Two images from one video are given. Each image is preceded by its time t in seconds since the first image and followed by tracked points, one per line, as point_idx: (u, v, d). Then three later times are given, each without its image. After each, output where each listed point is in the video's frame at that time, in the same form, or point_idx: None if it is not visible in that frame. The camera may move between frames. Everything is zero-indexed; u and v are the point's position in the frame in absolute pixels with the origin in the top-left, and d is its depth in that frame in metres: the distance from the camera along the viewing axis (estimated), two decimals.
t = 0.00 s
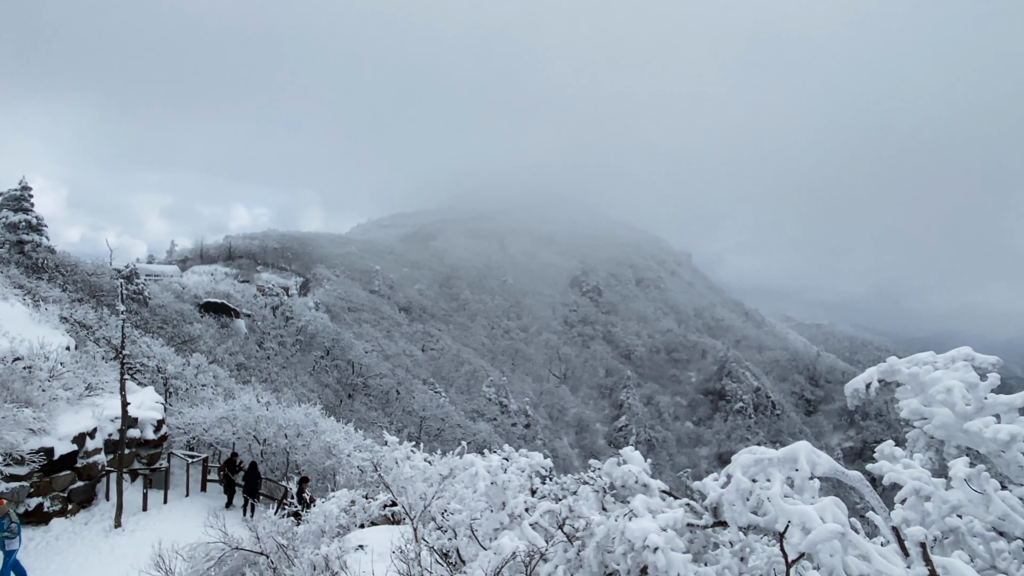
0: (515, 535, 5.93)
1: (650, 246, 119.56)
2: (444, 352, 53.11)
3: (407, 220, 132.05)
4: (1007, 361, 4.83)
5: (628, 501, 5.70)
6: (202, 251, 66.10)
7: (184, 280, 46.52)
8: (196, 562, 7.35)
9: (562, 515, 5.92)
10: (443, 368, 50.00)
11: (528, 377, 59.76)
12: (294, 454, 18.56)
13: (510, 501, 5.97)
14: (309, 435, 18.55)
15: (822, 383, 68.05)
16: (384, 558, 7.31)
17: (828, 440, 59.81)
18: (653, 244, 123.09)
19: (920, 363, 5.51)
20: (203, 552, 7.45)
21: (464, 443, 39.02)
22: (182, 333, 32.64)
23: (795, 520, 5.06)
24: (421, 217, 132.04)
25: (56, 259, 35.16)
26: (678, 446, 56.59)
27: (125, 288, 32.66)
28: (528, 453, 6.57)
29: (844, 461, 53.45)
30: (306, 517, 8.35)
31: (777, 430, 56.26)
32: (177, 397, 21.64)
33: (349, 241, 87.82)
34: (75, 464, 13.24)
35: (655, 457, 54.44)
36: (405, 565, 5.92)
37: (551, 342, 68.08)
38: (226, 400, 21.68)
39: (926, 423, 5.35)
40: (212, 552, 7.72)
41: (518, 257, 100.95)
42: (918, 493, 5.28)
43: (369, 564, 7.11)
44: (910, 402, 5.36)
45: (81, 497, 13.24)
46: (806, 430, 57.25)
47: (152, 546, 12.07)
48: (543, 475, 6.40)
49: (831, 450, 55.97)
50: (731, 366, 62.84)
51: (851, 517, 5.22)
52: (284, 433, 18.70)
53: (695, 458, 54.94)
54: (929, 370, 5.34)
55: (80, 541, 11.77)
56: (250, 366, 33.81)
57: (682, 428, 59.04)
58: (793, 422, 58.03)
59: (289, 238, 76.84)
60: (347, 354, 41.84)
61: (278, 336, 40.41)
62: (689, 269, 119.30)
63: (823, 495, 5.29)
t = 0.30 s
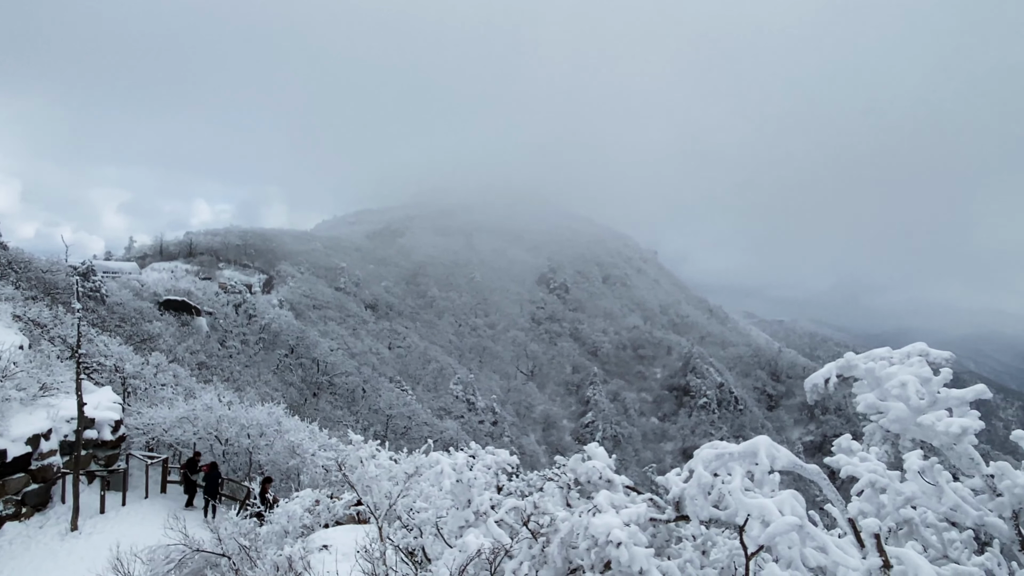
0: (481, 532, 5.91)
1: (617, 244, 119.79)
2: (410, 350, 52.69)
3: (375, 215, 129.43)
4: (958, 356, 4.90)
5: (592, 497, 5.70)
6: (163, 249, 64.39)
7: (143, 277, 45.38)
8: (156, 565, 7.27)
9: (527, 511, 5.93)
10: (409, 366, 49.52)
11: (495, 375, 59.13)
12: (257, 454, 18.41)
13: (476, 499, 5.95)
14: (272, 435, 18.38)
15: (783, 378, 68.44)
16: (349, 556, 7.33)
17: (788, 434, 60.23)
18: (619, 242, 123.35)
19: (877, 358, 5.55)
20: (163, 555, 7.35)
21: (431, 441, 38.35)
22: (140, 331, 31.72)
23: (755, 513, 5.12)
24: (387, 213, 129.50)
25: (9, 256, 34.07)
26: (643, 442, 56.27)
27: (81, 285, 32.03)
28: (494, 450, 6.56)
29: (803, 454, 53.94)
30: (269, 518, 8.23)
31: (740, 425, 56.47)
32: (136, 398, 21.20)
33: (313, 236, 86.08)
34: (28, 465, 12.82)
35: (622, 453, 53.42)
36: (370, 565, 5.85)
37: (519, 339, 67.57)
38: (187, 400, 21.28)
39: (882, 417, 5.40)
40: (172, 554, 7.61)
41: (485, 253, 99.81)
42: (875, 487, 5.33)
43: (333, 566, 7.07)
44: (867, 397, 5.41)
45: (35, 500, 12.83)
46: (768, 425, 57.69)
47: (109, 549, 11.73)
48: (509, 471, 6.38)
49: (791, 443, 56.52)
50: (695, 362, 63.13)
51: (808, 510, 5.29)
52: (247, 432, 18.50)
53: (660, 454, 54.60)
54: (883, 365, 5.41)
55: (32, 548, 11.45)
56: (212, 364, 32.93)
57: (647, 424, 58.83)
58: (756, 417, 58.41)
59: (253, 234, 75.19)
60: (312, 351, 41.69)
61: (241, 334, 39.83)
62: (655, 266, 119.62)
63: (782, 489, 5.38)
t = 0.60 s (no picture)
0: (445, 529, 5.89)
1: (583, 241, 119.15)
2: (375, 347, 51.92)
3: (341, 211, 126.91)
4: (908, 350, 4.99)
5: (555, 493, 5.73)
6: (119, 246, 62.33)
7: (99, 274, 44.24)
8: (111, 568, 7.15)
9: (491, 508, 5.93)
10: (374, 364, 48.88)
11: (461, 372, 58.05)
12: (218, 454, 18.32)
13: (440, 496, 5.93)
14: (234, 434, 18.32)
15: (744, 373, 68.33)
16: (311, 557, 7.39)
17: (749, 428, 60.32)
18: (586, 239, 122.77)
19: (832, 354, 5.67)
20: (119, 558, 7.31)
21: (397, 439, 38.18)
22: (96, 329, 30.63)
23: (714, 507, 5.18)
24: (350, 210, 126.18)
25: None
26: (608, 438, 55.39)
27: (34, 282, 31.57)
28: (459, 447, 6.54)
29: (763, 447, 54.18)
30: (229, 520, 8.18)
31: (703, 419, 56.65)
32: (92, 398, 20.74)
33: (277, 233, 84.06)
34: None
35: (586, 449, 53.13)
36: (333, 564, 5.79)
37: (485, 336, 66.56)
38: (147, 399, 20.90)
39: (836, 411, 5.51)
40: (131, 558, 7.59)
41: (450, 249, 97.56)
42: (830, 479, 5.43)
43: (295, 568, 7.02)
44: (821, 391, 5.52)
45: None
46: (730, 419, 58.05)
47: (59, 555, 11.05)
48: (475, 469, 6.38)
49: (751, 437, 56.92)
50: (658, 358, 62.90)
51: (766, 502, 5.38)
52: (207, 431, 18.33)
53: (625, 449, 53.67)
54: (838, 360, 5.54)
55: None
56: (172, 363, 32.04)
57: (613, 419, 58.11)
58: (717, 412, 58.78)
59: (213, 232, 73.21)
60: (275, 349, 40.87)
61: (201, 332, 39.26)
62: (620, 265, 119.63)
63: (741, 482, 5.46)
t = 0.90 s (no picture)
0: (408, 527, 5.87)
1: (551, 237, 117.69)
2: (340, 344, 50.87)
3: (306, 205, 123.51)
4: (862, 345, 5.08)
5: (519, 488, 5.73)
6: (74, 241, 59.98)
7: (53, 271, 42.79)
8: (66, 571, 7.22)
9: (455, 505, 5.91)
10: (339, 360, 48.22)
11: (427, 369, 57.21)
12: (177, 454, 18.06)
13: (404, 493, 5.91)
14: (193, 434, 18.17)
15: (707, 369, 67.69)
16: (273, 558, 7.44)
17: (711, 422, 60.69)
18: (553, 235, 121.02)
19: (792, 349, 5.74)
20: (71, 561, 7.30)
21: (361, 437, 37.80)
22: (51, 326, 29.45)
23: (675, 500, 5.22)
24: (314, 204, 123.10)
25: None
26: (573, 433, 55.47)
27: None
28: (424, 445, 6.53)
29: (725, 442, 54.54)
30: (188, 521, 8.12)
31: (666, 414, 56.96)
32: (45, 398, 19.99)
33: (239, 230, 81.62)
34: None
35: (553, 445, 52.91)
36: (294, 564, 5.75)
37: (451, 333, 65.49)
38: (104, 397, 20.36)
39: (794, 405, 5.59)
40: (86, 560, 7.58)
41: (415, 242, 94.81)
42: (789, 471, 5.51)
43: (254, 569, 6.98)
44: (779, 386, 5.60)
45: None
46: (692, 414, 58.51)
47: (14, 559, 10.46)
48: (440, 466, 6.37)
49: (714, 431, 57.42)
50: (624, 354, 62.73)
51: (725, 496, 5.46)
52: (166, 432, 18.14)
53: (589, 444, 53.60)
54: (796, 355, 5.62)
55: None
56: (129, 362, 31.43)
57: (578, 415, 57.89)
58: (681, 407, 59.06)
59: (173, 228, 70.95)
60: (237, 347, 40.34)
61: (160, 330, 38.44)
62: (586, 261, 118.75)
63: (701, 476, 5.52)
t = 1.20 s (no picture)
0: (372, 525, 5.83)
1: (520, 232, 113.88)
2: (304, 343, 50.11)
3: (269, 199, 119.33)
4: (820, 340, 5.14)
5: (484, 485, 5.71)
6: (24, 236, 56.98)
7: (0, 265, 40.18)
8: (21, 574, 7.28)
9: (419, 502, 5.89)
10: (303, 359, 47.53)
11: (393, 367, 56.24)
12: (136, 455, 17.72)
13: (368, 492, 5.89)
14: (153, 433, 17.91)
15: (671, 364, 68.24)
16: (235, 558, 7.47)
17: (676, 418, 60.86)
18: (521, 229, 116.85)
19: (753, 344, 5.80)
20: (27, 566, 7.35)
21: (326, 435, 38.48)
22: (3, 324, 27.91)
23: (637, 494, 5.27)
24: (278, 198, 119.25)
25: None
26: (541, 429, 55.46)
27: None
28: (390, 443, 6.52)
29: (689, 437, 54.93)
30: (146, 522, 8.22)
31: (632, 410, 57.27)
32: None
33: (199, 224, 78.29)
34: None
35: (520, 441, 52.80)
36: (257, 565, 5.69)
37: (418, 330, 64.07)
38: (58, 397, 19.76)
39: (754, 400, 5.65)
40: (41, 564, 7.62)
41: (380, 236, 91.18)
42: (750, 465, 5.56)
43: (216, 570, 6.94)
44: (740, 381, 5.66)
45: None
46: (657, 409, 58.95)
47: None
48: (405, 464, 6.37)
49: (678, 426, 57.78)
50: (590, 350, 62.42)
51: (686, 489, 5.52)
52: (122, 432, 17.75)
53: (556, 441, 53.55)
54: (756, 350, 5.69)
55: None
56: (86, 360, 30.55)
57: (545, 411, 57.90)
58: (646, 402, 59.47)
59: (131, 222, 68.05)
60: (197, 345, 39.30)
61: (117, 328, 37.23)
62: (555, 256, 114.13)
63: (663, 471, 5.57)
